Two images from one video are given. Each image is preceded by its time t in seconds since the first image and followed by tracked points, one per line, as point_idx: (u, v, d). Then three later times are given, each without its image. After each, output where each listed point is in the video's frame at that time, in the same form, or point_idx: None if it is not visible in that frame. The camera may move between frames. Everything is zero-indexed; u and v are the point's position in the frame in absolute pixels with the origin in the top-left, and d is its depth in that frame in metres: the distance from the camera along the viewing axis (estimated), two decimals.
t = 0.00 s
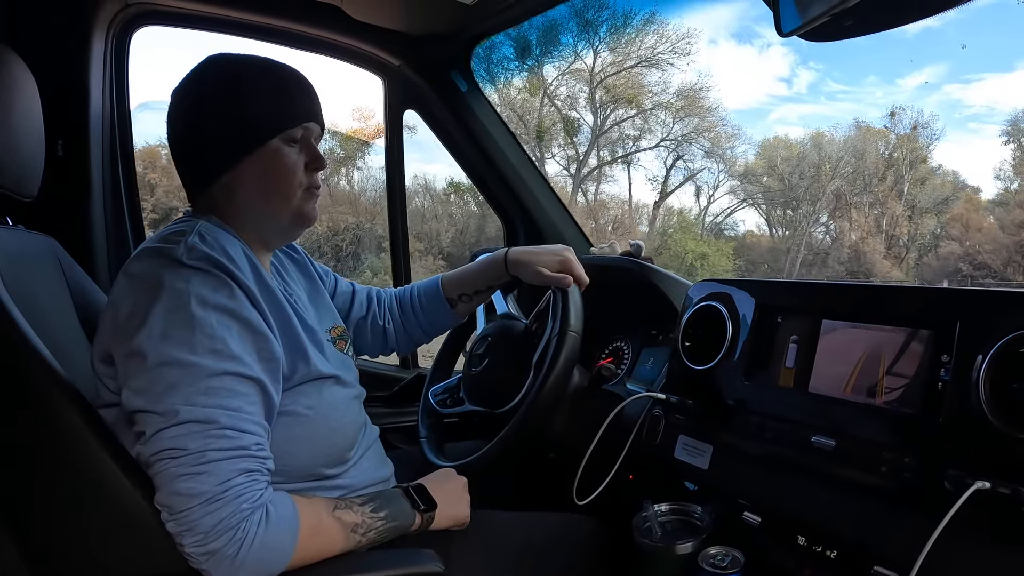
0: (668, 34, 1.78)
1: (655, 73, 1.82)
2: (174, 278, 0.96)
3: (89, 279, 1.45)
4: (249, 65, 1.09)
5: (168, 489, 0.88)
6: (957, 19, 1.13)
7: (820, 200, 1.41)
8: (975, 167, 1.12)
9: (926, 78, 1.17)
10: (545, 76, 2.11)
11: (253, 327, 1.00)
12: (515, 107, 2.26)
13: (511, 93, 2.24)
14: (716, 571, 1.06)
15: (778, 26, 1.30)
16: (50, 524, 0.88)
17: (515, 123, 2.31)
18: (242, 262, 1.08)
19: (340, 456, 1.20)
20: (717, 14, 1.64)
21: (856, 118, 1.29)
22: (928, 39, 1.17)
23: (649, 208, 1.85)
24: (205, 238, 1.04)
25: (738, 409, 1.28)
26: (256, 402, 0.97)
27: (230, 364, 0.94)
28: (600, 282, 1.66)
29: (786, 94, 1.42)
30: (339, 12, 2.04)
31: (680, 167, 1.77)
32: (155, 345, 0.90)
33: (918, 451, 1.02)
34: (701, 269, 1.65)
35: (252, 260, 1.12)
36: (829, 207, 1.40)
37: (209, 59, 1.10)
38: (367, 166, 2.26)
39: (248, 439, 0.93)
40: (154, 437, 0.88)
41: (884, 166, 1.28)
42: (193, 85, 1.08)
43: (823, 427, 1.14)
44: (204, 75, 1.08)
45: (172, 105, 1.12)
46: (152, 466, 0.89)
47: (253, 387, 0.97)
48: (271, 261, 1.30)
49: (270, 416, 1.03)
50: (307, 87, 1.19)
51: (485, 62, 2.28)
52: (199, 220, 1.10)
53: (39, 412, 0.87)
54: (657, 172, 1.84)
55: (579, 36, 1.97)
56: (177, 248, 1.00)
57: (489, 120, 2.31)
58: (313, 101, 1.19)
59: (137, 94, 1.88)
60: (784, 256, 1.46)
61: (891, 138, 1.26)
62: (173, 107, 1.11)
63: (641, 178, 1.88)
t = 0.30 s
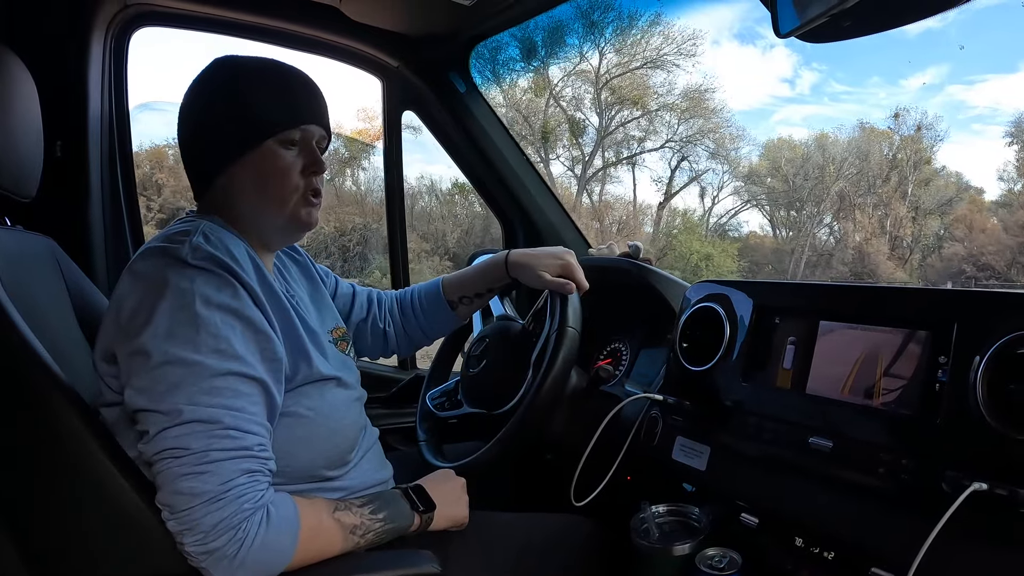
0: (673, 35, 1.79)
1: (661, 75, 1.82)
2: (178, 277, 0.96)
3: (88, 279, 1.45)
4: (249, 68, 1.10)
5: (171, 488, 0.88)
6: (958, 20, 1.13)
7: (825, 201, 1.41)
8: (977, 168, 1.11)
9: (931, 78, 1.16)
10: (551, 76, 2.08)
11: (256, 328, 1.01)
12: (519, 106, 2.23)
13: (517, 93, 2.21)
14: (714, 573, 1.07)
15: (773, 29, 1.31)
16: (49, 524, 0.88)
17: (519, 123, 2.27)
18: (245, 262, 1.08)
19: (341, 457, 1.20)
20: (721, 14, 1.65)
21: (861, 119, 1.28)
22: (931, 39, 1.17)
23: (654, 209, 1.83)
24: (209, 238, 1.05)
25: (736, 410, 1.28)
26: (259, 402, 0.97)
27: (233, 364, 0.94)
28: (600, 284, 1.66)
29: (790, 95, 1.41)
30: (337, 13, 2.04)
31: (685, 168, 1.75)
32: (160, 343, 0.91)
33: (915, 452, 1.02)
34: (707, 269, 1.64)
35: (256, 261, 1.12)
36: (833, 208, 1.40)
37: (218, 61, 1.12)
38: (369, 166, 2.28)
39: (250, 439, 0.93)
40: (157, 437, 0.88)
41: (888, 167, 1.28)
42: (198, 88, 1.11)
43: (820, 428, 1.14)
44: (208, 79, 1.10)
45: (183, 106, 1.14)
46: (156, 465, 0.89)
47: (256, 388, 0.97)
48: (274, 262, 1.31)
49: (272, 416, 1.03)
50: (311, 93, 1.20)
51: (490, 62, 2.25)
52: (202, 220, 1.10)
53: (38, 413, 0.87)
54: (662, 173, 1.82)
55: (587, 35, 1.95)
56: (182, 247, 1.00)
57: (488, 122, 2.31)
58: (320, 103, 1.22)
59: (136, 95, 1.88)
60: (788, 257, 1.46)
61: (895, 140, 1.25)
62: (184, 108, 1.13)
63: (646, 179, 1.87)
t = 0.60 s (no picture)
0: (679, 36, 1.76)
1: (666, 75, 1.79)
2: (176, 282, 0.97)
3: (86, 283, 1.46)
4: (244, 73, 1.12)
5: (168, 493, 0.88)
6: (962, 21, 1.13)
7: (830, 202, 1.40)
8: (981, 169, 1.11)
9: (935, 79, 1.17)
10: (557, 76, 2.06)
11: (252, 332, 1.01)
12: (524, 104, 2.18)
13: (522, 94, 2.17)
14: None
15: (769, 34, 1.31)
16: (44, 531, 0.88)
17: (525, 124, 2.21)
18: (243, 267, 1.08)
19: (338, 462, 1.20)
20: (724, 14, 1.63)
21: (864, 120, 1.29)
22: (935, 40, 1.18)
23: (659, 209, 1.84)
24: (206, 242, 1.05)
25: (732, 414, 1.28)
26: (256, 407, 0.98)
27: (231, 369, 0.94)
28: (597, 288, 1.66)
29: (792, 96, 1.43)
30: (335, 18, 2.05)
31: (690, 168, 1.77)
32: (157, 348, 0.91)
33: (911, 456, 1.02)
34: (711, 271, 1.63)
35: (252, 266, 1.12)
36: (837, 209, 1.39)
37: (217, 68, 1.13)
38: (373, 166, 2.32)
39: (247, 444, 0.94)
40: (154, 441, 0.88)
41: (892, 169, 1.28)
42: (196, 95, 1.12)
43: (815, 433, 1.14)
44: (205, 85, 1.12)
45: (184, 115, 1.15)
46: (152, 470, 0.90)
47: (253, 393, 0.98)
48: (272, 267, 1.32)
49: (269, 421, 1.04)
50: (310, 100, 1.21)
51: (496, 62, 2.20)
52: (200, 225, 1.10)
53: (34, 419, 0.87)
54: (667, 174, 1.83)
55: (596, 38, 1.91)
56: (179, 252, 1.00)
57: (485, 127, 2.32)
58: (318, 109, 1.23)
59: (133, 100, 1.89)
60: (793, 258, 1.46)
61: (899, 141, 1.25)
62: (186, 116, 1.14)
63: (652, 180, 1.88)
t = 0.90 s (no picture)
0: (685, 37, 1.76)
1: (672, 77, 1.79)
2: (177, 283, 0.96)
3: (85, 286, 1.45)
4: (243, 76, 1.13)
5: (169, 494, 0.88)
6: (965, 22, 1.16)
7: (834, 203, 1.40)
8: (986, 170, 1.11)
9: (938, 80, 1.16)
10: (563, 77, 2.04)
11: (254, 334, 1.01)
12: (526, 104, 2.18)
13: (529, 95, 2.16)
14: None
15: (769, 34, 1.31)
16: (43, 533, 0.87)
17: (531, 125, 2.19)
18: (244, 269, 1.08)
19: (338, 464, 1.20)
20: (729, 14, 1.61)
21: (870, 122, 1.28)
22: (938, 40, 1.19)
23: (664, 211, 1.82)
24: (208, 244, 1.05)
25: (733, 416, 1.28)
26: (257, 408, 0.97)
27: (232, 370, 0.94)
28: (596, 289, 1.65)
29: (796, 96, 1.41)
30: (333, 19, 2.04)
31: (695, 170, 1.74)
32: (158, 349, 0.90)
33: (913, 457, 1.02)
34: (716, 272, 1.62)
35: (254, 268, 1.12)
36: (842, 210, 1.39)
37: (220, 73, 1.14)
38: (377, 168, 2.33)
39: (249, 445, 0.93)
40: (156, 442, 0.88)
41: (897, 170, 1.28)
42: (198, 100, 1.14)
43: (816, 434, 1.14)
44: (205, 90, 1.13)
45: (189, 118, 1.16)
46: (153, 471, 0.89)
47: (254, 394, 0.97)
48: (273, 270, 1.31)
49: (270, 422, 1.03)
50: (312, 104, 1.21)
51: (503, 63, 2.19)
52: (202, 226, 1.10)
53: (33, 421, 0.86)
54: (672, 175, 1.82)
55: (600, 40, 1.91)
56: (181, 254, 1.00)
57: (483, 128, 2.32)
58: (319, 112, 1.23)
59: (131, 102, 1.89)
60: (797, 259, 1.46)
61: (904, 143, 1.25)
62: (191, 120, 1.15)
63: (657, 181, 1.87)
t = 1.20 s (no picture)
0: (692, 40, 1.72)
1: (678, 78, 1.77)
2: (182, 279, 0.95)
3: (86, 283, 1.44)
4: (245, 74, 1.12)
5: (172, 490, 0.87)
6: (969, 23, 1.13)
7: (838, 205, 1.38)
8: (988, 171, 1.12)
9: (941, 82, 1.17)
10: (569, 79, 2.03)
11: (258, 330, 1.00)
12: (531, 103, 2.15)
13: (535, 97, 2.13)
14: None
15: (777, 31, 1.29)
16: (50, 528, 0.86)
17: (538, 127, 2.17)
18: (248, 266, 1.07)
19: (340, 463, 1.19)
20: (733, 15, 1.61)
21: (875, 124, 1.28)
22: (942, 43, 1.17)
23: (669, 212, 1.81)
24: (212, 241, 1.04)
25: (738, 414, 1.27)
26: (261, 405, 0.97)
27: (237, 367, 0.93)
28: (599, 286, 1.65)
29: (799, 98, 1.41)
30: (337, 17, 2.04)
31: (701, 171, 1.73)
32: (163, 345, 0.90)
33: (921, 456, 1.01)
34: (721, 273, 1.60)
35: (258, 266, 1.11)
36: (847, 212, 1.38)
37: (226, 70, 1.13)
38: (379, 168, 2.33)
39: (253, 442, 0.92)
40: (159, 439, 0.87)
41: (902, 171, 1.27)
42: (201, 102, 1.13)
43: (823, 433, 1.13)
44: (208, 91, 1.13)
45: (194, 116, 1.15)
46: (156, 468, 0.88)
47: (258, 391, 0.97)
48: (275, 267, 1.30)
49: (273, 420, 1.02)
50: (317, 101, 1.21)
51: (508, 64, 2.15)
52: (204, 223, 1.09)
53: (37, 417, 0.86)
54: (678, 176, 1.80)
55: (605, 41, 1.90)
56: (185, 250, 0.99)
57: (486, 125, 2.30)
58: (326, 109, 1.22)
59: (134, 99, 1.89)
60: (801, 261, 1.44)
61: (908, 144, 1.24)
62: (195, 117, 1.14)
63: (662, 183, 1.85)
